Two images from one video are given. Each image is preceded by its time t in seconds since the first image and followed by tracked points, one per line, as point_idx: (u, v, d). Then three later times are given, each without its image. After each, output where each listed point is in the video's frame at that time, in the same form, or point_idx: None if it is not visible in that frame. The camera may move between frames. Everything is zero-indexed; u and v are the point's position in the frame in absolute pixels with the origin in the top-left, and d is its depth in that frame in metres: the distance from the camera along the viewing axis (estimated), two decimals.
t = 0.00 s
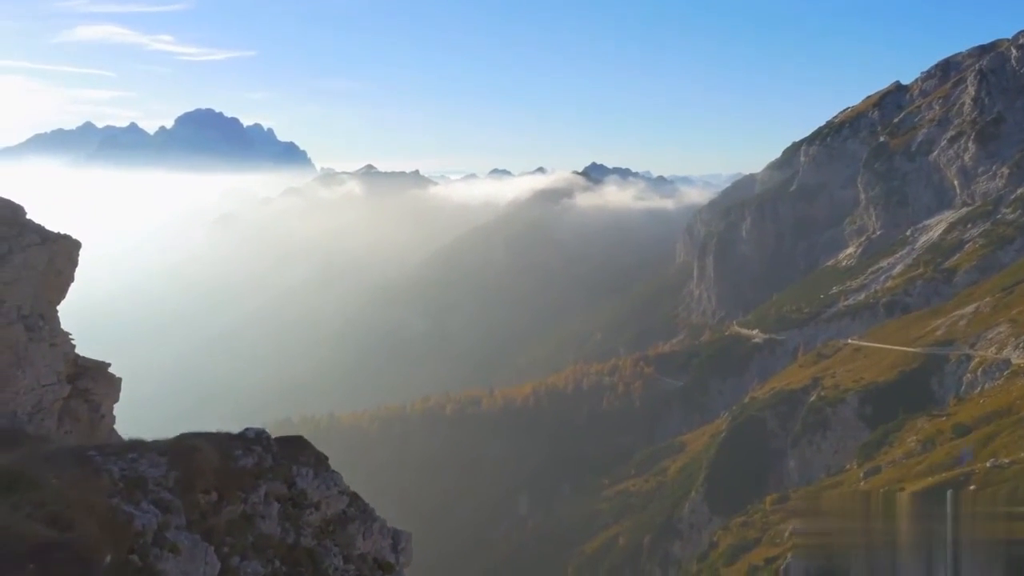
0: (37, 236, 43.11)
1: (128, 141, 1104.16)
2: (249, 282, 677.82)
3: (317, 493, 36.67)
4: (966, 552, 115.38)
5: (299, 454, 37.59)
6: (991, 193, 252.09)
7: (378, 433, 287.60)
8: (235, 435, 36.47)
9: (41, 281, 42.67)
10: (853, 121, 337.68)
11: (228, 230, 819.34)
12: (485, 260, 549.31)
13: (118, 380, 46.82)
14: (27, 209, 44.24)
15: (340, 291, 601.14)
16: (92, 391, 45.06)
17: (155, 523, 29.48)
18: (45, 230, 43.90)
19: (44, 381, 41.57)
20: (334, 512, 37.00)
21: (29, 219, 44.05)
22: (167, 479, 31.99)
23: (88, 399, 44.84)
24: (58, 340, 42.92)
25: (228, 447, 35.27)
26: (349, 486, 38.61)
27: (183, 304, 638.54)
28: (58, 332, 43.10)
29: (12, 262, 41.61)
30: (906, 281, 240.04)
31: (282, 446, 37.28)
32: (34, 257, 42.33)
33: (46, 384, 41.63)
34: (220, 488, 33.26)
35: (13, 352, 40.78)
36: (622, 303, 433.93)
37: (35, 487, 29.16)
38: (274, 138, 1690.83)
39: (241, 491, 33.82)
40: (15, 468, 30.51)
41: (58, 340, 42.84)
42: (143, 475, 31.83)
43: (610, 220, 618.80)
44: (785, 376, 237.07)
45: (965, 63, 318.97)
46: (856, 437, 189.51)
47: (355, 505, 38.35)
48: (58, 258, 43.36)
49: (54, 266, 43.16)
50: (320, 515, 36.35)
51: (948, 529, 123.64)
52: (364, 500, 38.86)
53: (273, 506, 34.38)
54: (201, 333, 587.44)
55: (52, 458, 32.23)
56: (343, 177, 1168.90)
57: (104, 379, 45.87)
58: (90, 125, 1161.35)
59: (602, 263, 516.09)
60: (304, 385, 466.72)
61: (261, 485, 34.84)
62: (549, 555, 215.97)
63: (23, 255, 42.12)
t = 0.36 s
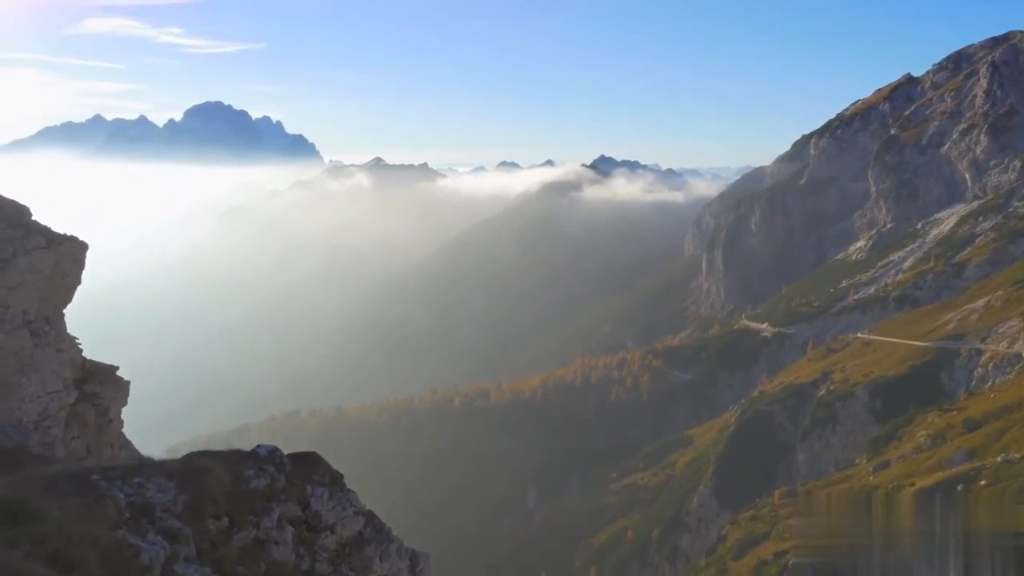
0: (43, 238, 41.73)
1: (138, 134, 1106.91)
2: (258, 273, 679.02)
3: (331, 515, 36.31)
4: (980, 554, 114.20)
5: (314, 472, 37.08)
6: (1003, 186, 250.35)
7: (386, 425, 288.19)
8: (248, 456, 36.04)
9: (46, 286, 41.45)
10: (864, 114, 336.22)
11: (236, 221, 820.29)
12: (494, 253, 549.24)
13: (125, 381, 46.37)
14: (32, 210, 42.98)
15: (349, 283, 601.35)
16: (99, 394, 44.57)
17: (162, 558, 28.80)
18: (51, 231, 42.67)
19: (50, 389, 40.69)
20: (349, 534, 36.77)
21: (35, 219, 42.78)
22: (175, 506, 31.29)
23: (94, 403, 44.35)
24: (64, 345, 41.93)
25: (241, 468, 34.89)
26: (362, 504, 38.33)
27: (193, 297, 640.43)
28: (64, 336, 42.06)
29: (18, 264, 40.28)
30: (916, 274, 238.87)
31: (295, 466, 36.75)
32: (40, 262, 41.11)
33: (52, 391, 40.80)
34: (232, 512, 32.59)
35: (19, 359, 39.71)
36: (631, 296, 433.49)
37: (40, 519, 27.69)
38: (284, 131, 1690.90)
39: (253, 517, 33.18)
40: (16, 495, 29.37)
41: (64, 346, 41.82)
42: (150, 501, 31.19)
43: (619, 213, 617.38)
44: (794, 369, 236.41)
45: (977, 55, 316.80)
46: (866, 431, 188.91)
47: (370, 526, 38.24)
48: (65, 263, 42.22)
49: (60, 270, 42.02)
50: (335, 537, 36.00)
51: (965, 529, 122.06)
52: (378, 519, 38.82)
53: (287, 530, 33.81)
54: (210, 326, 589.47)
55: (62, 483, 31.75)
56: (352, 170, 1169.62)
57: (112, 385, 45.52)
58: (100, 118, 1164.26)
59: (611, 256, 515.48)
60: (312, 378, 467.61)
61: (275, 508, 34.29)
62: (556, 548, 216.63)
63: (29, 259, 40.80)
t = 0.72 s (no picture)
0: (48, 241, 41.50)
1: (145, 128, 1109.64)
2: (264, 266, 680.24)
3: (345, 533, 32.95)
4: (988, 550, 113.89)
5: (327, 487, 33.61)
6: (1012, 180, 248.72)
7: (392, 419, 288.49)
8: (256, 472, 32.62)
9: (52, 288, 41.20)
10: (872, 107, 334.82)
11: (242, 214, 821.25)
12: (501, 247, 549.05)
13: (130, 385, 46.30)
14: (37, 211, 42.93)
15: (356, 278, 602.26)
16: (105, 397, 44.50)
17: None
18: (55, 235, 42.66)
19: (56, 394, 40.40)
20: (363, 553, 33.26)
21: (40, 223, 42.82)
22: (181, 528, 27.98)
23: (100, 405, 44.32)
24: (69, 349, 41.77)
25: (251, 486, 31.54)
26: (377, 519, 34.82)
27: (202, 290, 642.26)
28: (69, 339, 41.90)
29: (23, 266, 39.97)
30: (925, 268, 237.69)
31: (309, 479, 33.38)
32: (46, 263, 40.90)
33: (57, 395, 40.32)
34: (242, 534, 29.34)
35: (24, 363, 39.37)
36: (637, 290, 432.70)
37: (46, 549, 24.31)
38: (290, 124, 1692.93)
39: (265, 537, 29.92)
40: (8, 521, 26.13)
41: (69, 349, 41.65)
42: (156, 524, 27.81)
43: (625, 207, 616.52)
44: (801, 364, 235.62)
45: (987, 48, 315.01)
46: (873, 426, 187.99)
47: (385, 543, 34.63)
48: (70, 264, 42.11)
49: (65, 271, 41.88)
50: (348, 558, 32.55)
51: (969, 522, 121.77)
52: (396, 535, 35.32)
53: (300, 552, 30.52)
54: (218, 320, 590.96)
55: (62, 506, 28.23)
56: (358, 163, 1170.41)
57: (118, 387, 45.37)
58: (107, 111, 1167.23)
59: (618, 250, 514.86)
60: (319, 372, 468.41)
61: (287, 527, 30.92)
62: (562, 542, 216.79)
63: (35, 260, 40.56)
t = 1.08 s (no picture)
0: (54, 240, 39.82)
1: (154, 117, 1110.56)
2: (273, 255, 681.16)
3: (362, 552, 33.36)
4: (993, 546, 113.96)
5: (343, 505, 34.00)
6: None
7: (401, 407, 289.22)
8: (271, 488, 33.04)
9: (58, 289, 39.77)
10: (883, 97, 332.71)
11: (251, 202, 821.79)
12: (510, 236, 548.12)
13: (139, 385, 45.27)
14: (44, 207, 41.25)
15: (365, 266, 602.72)
16: (114, 398, 43.61)
17: None
18: (63, 233, 40.98)
19: (62, 397, 39.63)
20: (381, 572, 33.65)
21: (49, 220, 41.18)
22: (191, 555, 28.32)
23: (108, 407, 43.44)
24: (77, 351, 40.88)
25: (263, 504, 31.91)
26: (393, 534, 35.18)
27: (212, 279, 644.44)
28: (76, 341, 40.91)
29: (28, 270, 38.29)
30: (935, 259, 236.53)
31: (324, 496, 33.83)
32: (52, 264, 39.31)
33: (63, 399, 39.71)
34: (255, 557, 29.91)
35: (30, 367, 38.32)
36: (647, 279, 431.83)
37: None
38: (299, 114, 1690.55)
39: (277, 560, 30.43)
40: (10, 553, 26.21)
41: (76, 351, 40.66)
42: (166, 550, 28.16)
43: (635, 196, 614.73)
44: (811, 354, 234.93)
45: (999, 37, 311.90)
46: (882, 417, 187.41)
47: (404, 560, 34.90)
48: (78, 264, 40.51)
49: (72, 272, 40.37)
50: None
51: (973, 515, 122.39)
52: (413, 550, 35.57)
53: None
54: (229, 309, 593.62)
55: (68, 530, 28.30)
56: (367, 153, 1169.21)
57: (127, 388, 44.57)
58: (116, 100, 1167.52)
59: (627, 240, 513.79)
60: (328, 360, 469.75)
61: (300, 547, 31.40)
62: (570, 530, 217.99)
63: (41, 261, 38.89)
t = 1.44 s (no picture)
0: (61, 236, 38.87)
1: (162, 103, 1110.94)
2: (281, 240, 682.55)
3: (381, 569, 31.78)
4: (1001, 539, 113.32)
5: (359, 520, 32.56)
6: None
7: (409, 392, 289.64)
8: (286, 504, 31.54)
9: (65, 286, 38.89)
10: (894, 83, 329.91)
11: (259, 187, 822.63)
12: (518, 223, 547.57)
13: (149, 383, 44.67)
14: (50, 203, 40.35)
15: (374, 253, 603.39)
16: (122, 397, 42.84)
17: None
18: (71, 228, 40.04)
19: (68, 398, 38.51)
20: None
21: (55, 215, 40.24)
22: None
23: (118, 405, 42.69)
24: (84, 350, 39.66)
25: (277, 523, 30.17)
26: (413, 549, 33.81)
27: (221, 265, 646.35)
28: (84, 340, 39.82)
29: (36, 267, 37.16)
30: (946, 246, 235.00)
31: (341, 512, 32.35)
32: (59, 260, 38.36)
33: (71, 400, 38.73)
34: None
35: (37, 367, 37.21)
36: (655, 265, 430.92)
37: None
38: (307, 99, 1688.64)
39: None
40: None
41: (84, 350, 39.60)
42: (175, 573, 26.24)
43: (643, 183, 612.68)
44: (820, 341, 234.09)
45: (1013, 22, 308.08)
46: (891, 404, 186.38)
47: None
48: (85, 260, 39.68)
49: (79, 268, 39.47)
50: None
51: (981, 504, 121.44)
52: (432, 565, 34.41)
53: None
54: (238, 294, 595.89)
55: (73, 554, 25.71)
56: (375, 139, 1168.07)
57: (136, 384, 43.77)
58: (125, 87, 1168.68)
59: (635, 226, 512.69)
60: (337, 346, 471.33)
61: (316, 565, 29.61)
62: (579, 517, 218.49)
63: (48, 258, 37.92)
